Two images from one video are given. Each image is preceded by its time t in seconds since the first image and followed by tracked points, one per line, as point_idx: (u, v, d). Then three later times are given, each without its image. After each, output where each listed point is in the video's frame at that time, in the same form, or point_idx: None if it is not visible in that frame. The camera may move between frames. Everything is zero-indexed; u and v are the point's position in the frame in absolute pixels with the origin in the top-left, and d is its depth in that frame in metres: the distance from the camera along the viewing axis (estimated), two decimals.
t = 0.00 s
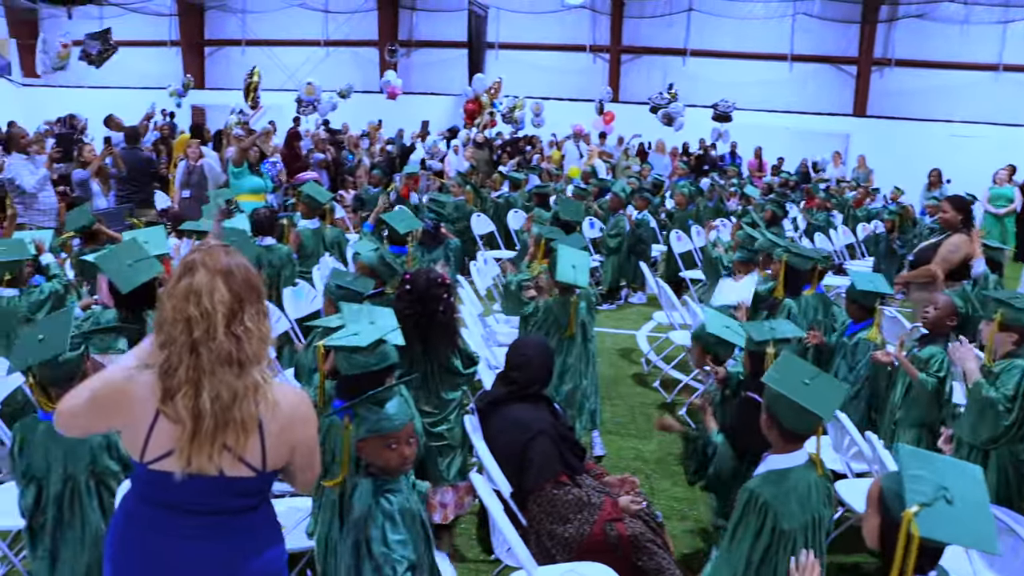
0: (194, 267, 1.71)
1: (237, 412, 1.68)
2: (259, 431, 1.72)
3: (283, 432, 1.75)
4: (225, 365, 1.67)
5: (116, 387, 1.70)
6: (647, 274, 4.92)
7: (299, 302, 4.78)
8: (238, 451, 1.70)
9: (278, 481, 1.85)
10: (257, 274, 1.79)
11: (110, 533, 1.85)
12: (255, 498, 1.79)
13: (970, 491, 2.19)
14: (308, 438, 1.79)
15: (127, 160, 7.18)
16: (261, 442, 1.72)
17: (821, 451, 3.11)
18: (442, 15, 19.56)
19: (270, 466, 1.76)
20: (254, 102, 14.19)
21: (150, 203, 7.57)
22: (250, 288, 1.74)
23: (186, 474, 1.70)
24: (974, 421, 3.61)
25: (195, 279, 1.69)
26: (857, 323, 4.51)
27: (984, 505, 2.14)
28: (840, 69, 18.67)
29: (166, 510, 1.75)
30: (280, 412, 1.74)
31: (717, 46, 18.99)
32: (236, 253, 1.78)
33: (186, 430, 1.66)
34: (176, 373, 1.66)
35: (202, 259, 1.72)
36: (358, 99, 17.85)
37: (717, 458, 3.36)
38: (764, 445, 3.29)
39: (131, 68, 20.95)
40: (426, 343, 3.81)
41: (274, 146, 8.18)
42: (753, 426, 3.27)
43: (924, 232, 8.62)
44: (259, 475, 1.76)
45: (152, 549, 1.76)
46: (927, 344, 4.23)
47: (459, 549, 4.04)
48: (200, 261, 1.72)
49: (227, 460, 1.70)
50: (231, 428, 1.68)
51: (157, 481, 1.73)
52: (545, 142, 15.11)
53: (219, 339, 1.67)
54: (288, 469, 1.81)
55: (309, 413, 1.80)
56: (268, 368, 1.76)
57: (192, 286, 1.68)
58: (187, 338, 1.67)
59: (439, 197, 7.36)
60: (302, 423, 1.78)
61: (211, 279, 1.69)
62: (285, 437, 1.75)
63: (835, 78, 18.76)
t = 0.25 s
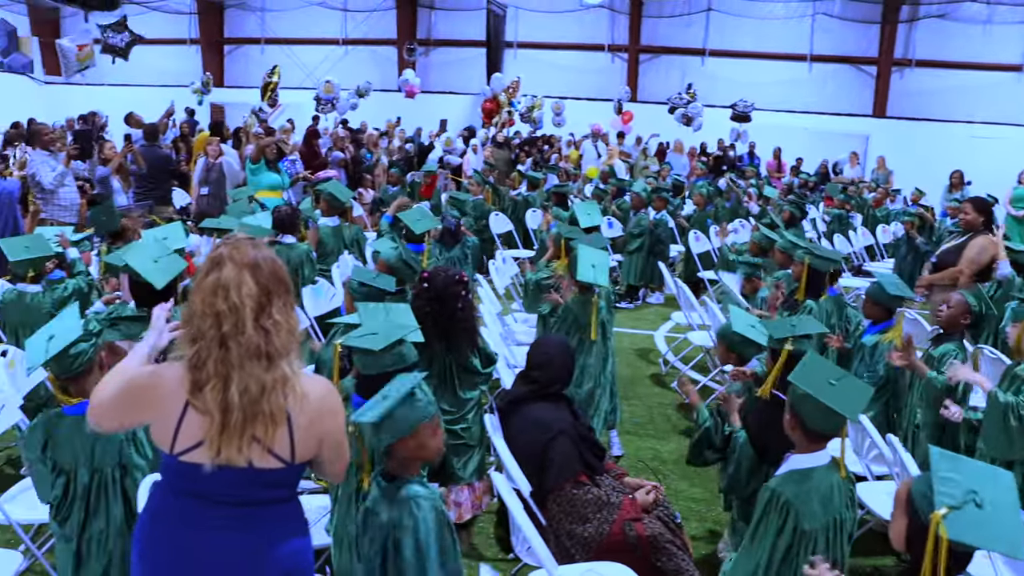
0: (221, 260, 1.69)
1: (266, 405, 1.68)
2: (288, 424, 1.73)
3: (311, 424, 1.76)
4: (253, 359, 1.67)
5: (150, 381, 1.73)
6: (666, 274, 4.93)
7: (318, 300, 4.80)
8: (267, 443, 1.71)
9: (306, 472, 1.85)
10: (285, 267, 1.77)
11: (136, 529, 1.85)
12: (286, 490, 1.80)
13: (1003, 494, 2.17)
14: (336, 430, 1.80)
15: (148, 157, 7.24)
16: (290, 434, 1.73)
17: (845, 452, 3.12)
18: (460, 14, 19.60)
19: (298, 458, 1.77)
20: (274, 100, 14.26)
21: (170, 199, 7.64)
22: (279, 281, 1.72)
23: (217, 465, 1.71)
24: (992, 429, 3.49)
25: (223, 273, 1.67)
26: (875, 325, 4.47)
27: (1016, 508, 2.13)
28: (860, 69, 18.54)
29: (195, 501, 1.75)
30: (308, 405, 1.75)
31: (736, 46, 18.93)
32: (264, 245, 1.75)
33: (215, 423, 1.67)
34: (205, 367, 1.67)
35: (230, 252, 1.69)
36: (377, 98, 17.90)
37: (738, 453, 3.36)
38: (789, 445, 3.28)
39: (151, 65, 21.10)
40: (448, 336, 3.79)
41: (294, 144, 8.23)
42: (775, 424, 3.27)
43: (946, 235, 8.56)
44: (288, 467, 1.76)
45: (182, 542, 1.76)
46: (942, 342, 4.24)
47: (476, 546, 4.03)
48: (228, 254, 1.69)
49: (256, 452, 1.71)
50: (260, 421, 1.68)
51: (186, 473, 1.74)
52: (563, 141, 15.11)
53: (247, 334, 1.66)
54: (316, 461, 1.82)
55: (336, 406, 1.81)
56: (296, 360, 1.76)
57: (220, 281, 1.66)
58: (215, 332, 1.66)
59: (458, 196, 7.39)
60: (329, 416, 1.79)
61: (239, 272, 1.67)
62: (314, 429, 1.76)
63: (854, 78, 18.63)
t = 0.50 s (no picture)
0: (254, 253, 1.74)
1: (294, 397, 1.71)
2: (316, 416, 1.75)
3: (339, 417, 1.78)
4: (283, 351, 1.71)
5: (176, 373, 1.74)
6: (683, 276, 4.97)
7: (337, 300, 4.83)
8: (295, 435, 1.74)
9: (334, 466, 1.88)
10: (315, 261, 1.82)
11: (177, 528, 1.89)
12: (318, 481, 1.83)
13: None
14: (363, 424, 1.82)
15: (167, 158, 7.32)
16: (318, 426, 1.76)
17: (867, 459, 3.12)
18: (477, 15, 19.62)
19: (327, 450, 1.79)
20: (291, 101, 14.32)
21: (187, 200, 7.72)
22: (310, 275, 1.77)
23: (245, 456, 1.74)
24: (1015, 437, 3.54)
25: (256, 265, 1.72)
26: (891, 329, 4.44)
27: None
28: (878, 70, 18.44)
29: (227, 495, 1.80)
30: (336, 398, 1.77)
31: (753, 47, 18.88)
32: (296, 240, 1.81)
33: (244, 413, 1.70)
34: (234, 358, 1.70)
35: (263, 245, 1.75)
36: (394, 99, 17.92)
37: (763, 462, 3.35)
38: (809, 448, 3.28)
39: (168, 66, 21.23)
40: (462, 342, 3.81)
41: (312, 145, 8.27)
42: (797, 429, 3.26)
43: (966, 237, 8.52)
44: (316, 459, 1.79)
45: (213, 536, 1.81)
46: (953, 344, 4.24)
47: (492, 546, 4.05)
48: (261, 247, 1.74)
49: (285, 444, 1.74)
50: (288, 413, 1.71)
51: (217, 466, 1.78)
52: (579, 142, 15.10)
53: (278, 325, 1.71)
54: (344, 454, 1.85)
55: (364, 399, 1.83)
56: (324, 353, 1.79)
57: (253, 272, 1.71)
58: (245, 323, 1.70)
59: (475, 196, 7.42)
60: (357, 409, 1.81)
61: (272, 264, 1.72)
62: (342, 422, 1.79)
63: (872, 79, 18.52)
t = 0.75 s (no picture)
0: (288, 267, 1.70)
1: (342, 409, 1.68)
2: (366, 426, 1.73)
3: (387, 425, 1.76)
4: (322, 363, 1.67)
5: (218, 397, 1.70)
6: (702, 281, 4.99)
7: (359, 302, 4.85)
8: (346, 446, 1.72)
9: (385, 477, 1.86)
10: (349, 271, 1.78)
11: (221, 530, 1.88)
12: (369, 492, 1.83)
13: None
14: (412, 429, 1.80)
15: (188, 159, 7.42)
16: (368, 436, 1.74)
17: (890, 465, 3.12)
18: (497, 17, 19.65)
19: (378, 460, 1.77)
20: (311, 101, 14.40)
21: (206, 199, 7.79)
22: (346, 286, 1.73)
23: (298, 472, 1.72)
24: None
25: (291, 278, 1.68)
26: (913, 335, 4.39)
27: None
28: (900, 74, 18.31)
29: (276, 510, 1.77)
30: (383, 406, 1.75)
31: (773, 50, 18.84)
32: (329, 251, 1.77)
33: (293, 431, 1.67)
34: (277, 375, 1.66)
35: (297, 258, 1.71)
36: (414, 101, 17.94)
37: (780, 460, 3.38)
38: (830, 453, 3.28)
39: (190, 67, 21.41)
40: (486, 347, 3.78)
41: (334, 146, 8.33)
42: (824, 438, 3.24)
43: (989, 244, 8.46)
44: (367, 469, 1.77)
45: (263, 554, 1.79)
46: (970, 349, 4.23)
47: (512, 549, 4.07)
48: (293, 261, 1.70)
49: (337, 457, 1.72)
50: (338, 426, 1.69)
51: (267, 482, 1.76)
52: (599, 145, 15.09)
53: (315, 338, 1.66)
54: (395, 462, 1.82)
55: (410, 405, 1.80)
56: (366, 362, 1.76)
57: (288, 285, 1.67)
58: (283, 339, 1.66)
59: (494, 199, 7.48)
60: (404, 416, 1.78)
61: (307, 277, 1.68)
62: (391, 430, 1.76)
63: (894, 83, 18.38)
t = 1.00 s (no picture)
0: (343, 263, 1.64)
1: (390, 409, 1.65)
2: (412, 427, 1.70)
3: (432, 426, 1.73)
4: (375, 363, 1.63)
5: (266, 392, 1.70)
6: (721, 285, 5.01)
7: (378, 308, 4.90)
8: (391, 446, 1.69)
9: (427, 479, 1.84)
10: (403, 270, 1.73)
11: (260, 527, 1.85)
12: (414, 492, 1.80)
13: None
14: (456, 431, 1.77)
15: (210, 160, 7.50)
16: (413, 437, 1.71)
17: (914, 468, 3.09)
18: (515, 19, 19.67)
19: (422, 461, 1.74)
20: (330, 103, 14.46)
21: (227, 200, 7.85)
22: (398, 285, 1.68)
23: (341, 470, 1.69)
24: None
25: (346, 276, 1.62)
26: (937, 340, 4.36)
27: None
28: (921, 77, 18.22)
29: (321, 509, 1.75)
30: (430, 408, 1.72)
31: (793, 53, 18.76)
32: (381, 248, 1.72)
33: (340, 429, 1.64)
34: (329, 373, 1.63)
35: (351, 255, 1.65)
36: (433, 103, 17.98)
37: (797, 461, 3.38)
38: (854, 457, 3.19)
39: (209, 69, 21.56)
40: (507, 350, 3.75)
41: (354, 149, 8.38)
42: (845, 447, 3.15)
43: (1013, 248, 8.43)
44: (411, 470, 1.74)
45: (304, 553, 1.76)
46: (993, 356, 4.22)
47: (532, 551, 4.06)
48: (350, 257, 1.65)
49: (381, 457, 1.69)
50: (385, 426, 1.65)
51: (309, 480, 1.74)
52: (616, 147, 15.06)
53: (370, 337, 1.62)
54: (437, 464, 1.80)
55: (456, 408, 1.77)
56: (417, 363, 1.72)
57: (343, 283, 1.61)
58: (337, 337, 1.61)
59: (514, 202, 7.53)
60: (449, 418, 1.75)
61: (361, 275, 1.62)
62: (435, 432, 1.73)
63: (915, 86, 18.29)
